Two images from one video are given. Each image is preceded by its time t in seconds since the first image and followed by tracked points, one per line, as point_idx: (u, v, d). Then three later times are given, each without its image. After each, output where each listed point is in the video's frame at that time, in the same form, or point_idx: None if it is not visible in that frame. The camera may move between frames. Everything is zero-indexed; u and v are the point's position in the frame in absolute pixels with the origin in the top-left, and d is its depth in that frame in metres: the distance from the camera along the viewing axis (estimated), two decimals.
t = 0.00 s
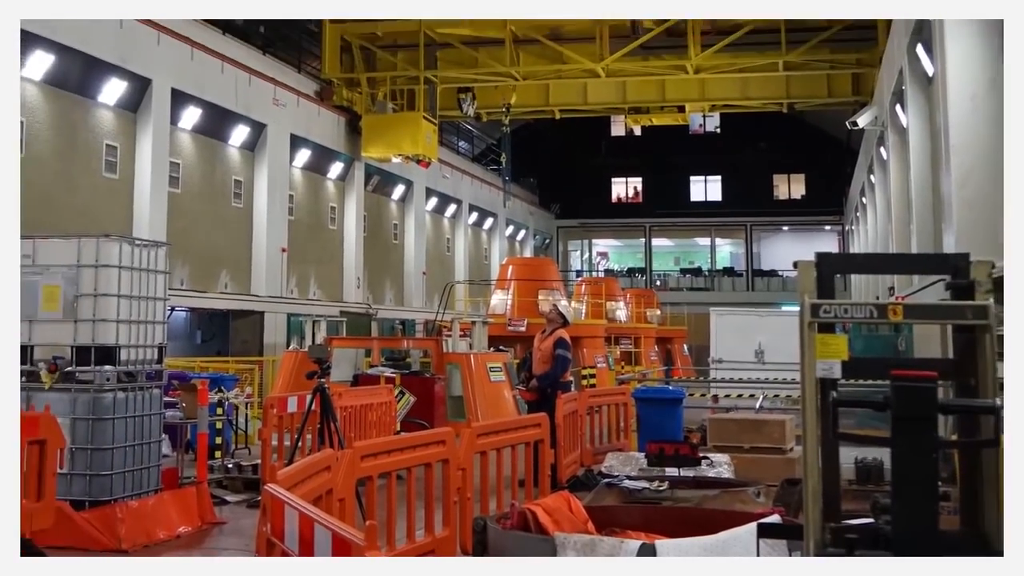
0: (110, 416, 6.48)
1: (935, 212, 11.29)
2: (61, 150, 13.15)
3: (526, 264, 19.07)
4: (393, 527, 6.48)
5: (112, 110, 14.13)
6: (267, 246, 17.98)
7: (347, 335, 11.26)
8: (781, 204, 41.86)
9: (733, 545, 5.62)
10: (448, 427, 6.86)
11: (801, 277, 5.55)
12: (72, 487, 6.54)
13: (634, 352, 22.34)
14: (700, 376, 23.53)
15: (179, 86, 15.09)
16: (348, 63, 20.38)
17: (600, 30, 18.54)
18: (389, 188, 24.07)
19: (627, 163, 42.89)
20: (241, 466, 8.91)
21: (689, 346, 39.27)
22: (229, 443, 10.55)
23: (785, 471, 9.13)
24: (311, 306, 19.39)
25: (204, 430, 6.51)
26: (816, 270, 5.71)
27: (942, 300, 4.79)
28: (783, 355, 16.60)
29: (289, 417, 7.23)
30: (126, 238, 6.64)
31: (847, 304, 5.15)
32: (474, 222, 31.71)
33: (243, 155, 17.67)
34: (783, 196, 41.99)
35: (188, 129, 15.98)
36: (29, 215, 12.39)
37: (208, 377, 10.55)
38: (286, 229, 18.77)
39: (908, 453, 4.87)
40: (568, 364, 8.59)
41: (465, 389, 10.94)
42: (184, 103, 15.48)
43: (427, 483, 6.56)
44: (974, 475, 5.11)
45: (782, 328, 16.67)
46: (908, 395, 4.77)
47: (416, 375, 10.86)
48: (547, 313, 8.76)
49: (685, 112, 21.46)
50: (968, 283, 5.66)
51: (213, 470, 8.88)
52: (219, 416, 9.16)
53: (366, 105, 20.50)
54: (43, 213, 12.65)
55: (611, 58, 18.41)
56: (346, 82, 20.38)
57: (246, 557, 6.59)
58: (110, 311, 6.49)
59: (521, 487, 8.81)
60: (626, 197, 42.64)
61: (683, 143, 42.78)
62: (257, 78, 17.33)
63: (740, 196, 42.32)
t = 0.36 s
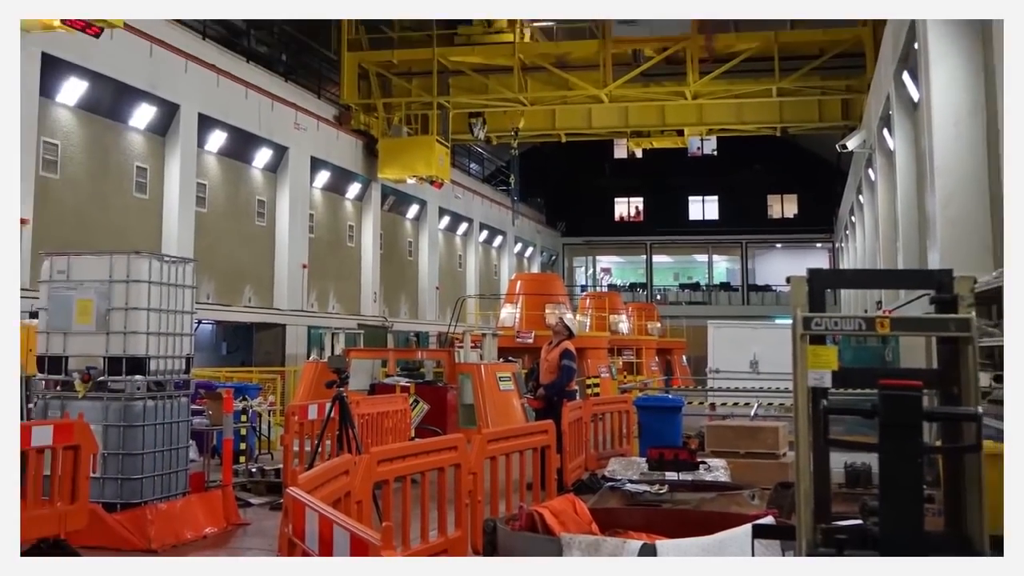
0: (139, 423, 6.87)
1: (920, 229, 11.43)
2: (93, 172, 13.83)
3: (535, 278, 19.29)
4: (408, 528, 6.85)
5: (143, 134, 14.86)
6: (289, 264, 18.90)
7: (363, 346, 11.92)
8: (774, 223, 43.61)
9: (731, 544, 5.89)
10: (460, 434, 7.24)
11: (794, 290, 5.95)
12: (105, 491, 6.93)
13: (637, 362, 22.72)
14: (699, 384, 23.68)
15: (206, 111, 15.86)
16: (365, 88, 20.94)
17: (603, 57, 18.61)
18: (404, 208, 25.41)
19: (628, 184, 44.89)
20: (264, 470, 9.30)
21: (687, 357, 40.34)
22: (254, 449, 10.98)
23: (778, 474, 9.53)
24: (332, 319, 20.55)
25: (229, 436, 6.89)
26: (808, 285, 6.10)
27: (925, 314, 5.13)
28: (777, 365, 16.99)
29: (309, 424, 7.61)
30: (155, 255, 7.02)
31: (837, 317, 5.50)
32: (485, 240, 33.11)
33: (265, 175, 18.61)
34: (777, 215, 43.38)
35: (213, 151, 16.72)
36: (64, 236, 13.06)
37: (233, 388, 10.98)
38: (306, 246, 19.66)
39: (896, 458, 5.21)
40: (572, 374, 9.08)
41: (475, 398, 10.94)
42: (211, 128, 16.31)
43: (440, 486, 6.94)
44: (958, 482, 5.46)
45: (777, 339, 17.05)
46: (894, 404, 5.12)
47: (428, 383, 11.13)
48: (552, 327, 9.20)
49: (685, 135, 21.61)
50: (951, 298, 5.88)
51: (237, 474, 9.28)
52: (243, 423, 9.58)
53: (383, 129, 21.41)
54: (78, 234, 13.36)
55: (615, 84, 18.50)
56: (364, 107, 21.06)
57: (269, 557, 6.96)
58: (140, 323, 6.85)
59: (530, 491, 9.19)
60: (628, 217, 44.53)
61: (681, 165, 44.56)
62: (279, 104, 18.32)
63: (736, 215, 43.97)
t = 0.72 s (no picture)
0: (169, 430, 7.27)
1: (906, 247, 11.82)
2: (127, 194, 14.20)
3: (542, 293, 19.89)
4: (422, 529, 7.26)
5: (172, 157, 15.28)
6: (309, 280, 19.42)
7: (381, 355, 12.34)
8: (768, 242, 44.90)
9: (728, 544, 6.30)
10: (471, 440, 7.65)
11: (786, 305, 6.33)
12: (137, 494, 7.36)
13: (638, 372, 22.98)
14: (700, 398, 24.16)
15: (233, 135, 16.29)
16: (382, 115, 21.20)
17: (608, 85, 18.60)
18: (417, 228, 26.05)
19: (631, 206, 46.10)
20: (287, 475, 9.73)
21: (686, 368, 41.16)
22: (276, 454, 11.37)
23: (771, 479, 9.91)
24: (350, 331, 21.09)
25: (254, 442, 7.29)
26: (800, 301, 6.55)
27: (908, 330, 5.55)
28: (771, 375, 17.39)
29: (329, 430, 8.03)
30: (184, 271, 7.46)
31: (827, 331, 5.92)
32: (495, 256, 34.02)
33: (287, 197, 19.13)
34: (770, 233, 44.88)
35: (239, 174, 17.26)
36: (99, 255, 13.42)
37: (256, 397, 11.40)
38: (326, 263, 20.26)
39: (880, 464, 5.62)
40: (578, 384, 9.47)
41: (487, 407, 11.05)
42: (236, 151, 16.76)
43: (453, 489, 7.35)
44: (943, 486, 5.86)
45: (772, 350, 17.51)
46: (880, 413, 5.53)
47: (441, 392, 11.48)
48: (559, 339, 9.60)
49: (683, 159, 22.09)
50: (935, 310, 6.37)
51: (260, 478, 9.72)
52: (267, 430, 10.02)
53: (401, 153, 22.00)
54: (112, 252, 13.72)
55: (617, 111, 18.73)
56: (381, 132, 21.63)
57: (292, 556, 7.37)
58: (170, 336, 7.30)
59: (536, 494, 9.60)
60: (630, 235, 45.92)
61: (678, 187, 46.04)
62: (302, 128, 18.82)
63: (732, 232, 45.55)
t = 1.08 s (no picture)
0: (198, 437, 7.74)
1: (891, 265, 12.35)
2: (158, 214, 14.99)
3: (550, 308, 20.25)
4: (436, 530, 7.70)
5: (200, 180, 16.05)
6: (331, 296, 20.49)
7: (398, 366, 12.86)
8: (761, 259, 46.54)
9: (725, 544, 6.73)
10: (483, 446, 8.09)
11: (779, 318, 6.70)
12: (167, 497, 7.84)
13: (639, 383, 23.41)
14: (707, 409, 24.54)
15: (257, 160, 17.15)
16: (399, 140, 22.46)
17: (611, 112, 19.14)
18: (433, 246, 27.53)
19: (635, 225, 48.26)
20: (309, 479, 10.23)
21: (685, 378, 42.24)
22: (298, 459, 11.87)
23: (765, 483, 10.36)
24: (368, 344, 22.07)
25: (278, 448, 7.75)
26: (791, 315, 6.96)
27: (893, 343, 5.98)
28: (766, 384, 17.83)
29: (349, 437, 8.50)
30: (212, 287, 7.92)
31: (818, 343, 6.34)
32: (505, 273, 35.48)
33: (310, 218, 20.20)
34: (763, 252, 46.56)
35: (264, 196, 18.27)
36: (130, 270, 14.10)
37: (280, 406, 11.89)
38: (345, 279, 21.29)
39: (866, 469, 6.06)
40: (583, 394, 9.91)
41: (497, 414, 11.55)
42: (261, 175, 17.71)
43: (465, 491, 7.81)
44: (926, 489, 6.30)
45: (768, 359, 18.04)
46: (870, 422, 5.95)
47: (454, 401, 11.86)
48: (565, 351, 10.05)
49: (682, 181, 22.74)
50: (920, 324, 6.81)
51: (284, 481, 10.19)
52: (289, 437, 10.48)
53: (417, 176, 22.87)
54: (143, 268, 14.45)
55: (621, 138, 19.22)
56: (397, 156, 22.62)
57: (313, 556, 7.81)
58: (199, 348, 7.77)
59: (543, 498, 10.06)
60: (632, 253, 48.04)
61: (678, 209, 47.94)
62: (323, 152, 19.84)
63: (729, 251, 47.32)
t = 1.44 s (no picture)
0: (226, 443, 8.22)
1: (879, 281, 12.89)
2: (188, 233, 15.70)
3: (555, 321, 20.81)
4: (449, 531, 8.20)
5: (228, 202, 16.92)
6: (350, 311, 21.39)
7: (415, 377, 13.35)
8: (755, 275, 47.61)
9: (721, 544, 7.22)
10: (494, 452, 8.56)
11: (771, 333, 7.24)
12: (197, 499, 8.33)
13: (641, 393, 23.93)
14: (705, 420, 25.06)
15: (280, 181, 18.13)
16: (415, 164, 22.97)
17: (615, 138, 19.88)
18: (446, 264, 28.62)
19: (635, 244, 49.12)
20: (330, 483, 10.74)
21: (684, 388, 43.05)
22: (320, 465, 12.41)
23: (759, 486, 10.85)
24: (383, 355, 23.14)
25: (301, 454, 8.25)
26: (784, 328, 7.47)
27: (879, 355, 6.47)
28: (760, 394, 18.32)
29: (368, 444, 9.00)
30: (239, 303, 8.45)
31: (809, 354, 6.82)
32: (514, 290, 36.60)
33: (331, 237, 21.15)
34: (757, 269, 47.57)
35: (287, 217, 19.15)
36: (162, 287, 14.85)
37: (303, 414, 12.42)
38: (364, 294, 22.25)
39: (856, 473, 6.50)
40: (588, 403, 10.42)
41: (506, 423, 11.65)
42: (285, 197, 18.70)
43: (477, 494, 8.32)
44: (910, 493, 6.77)
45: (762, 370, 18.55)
46: (857, 430, 6.40)
47: (467, 409, 12.48)
48: (572, 364, 10.51)
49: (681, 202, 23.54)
50: (904, 338, 7.28)
51: (307, 485, 10.71)
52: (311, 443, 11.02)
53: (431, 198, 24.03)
54: (175, 286, 15.20)
55: (624, 160, 19.92)
56: (414, 181, 23.63)
57: (334, 556, 8.29)
58: (226, 359, 8.30)
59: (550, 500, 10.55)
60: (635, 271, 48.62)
61: (678, 227, 49.03)
62: (342, 176, 20.92)
63: (725, 269, 48.27)
